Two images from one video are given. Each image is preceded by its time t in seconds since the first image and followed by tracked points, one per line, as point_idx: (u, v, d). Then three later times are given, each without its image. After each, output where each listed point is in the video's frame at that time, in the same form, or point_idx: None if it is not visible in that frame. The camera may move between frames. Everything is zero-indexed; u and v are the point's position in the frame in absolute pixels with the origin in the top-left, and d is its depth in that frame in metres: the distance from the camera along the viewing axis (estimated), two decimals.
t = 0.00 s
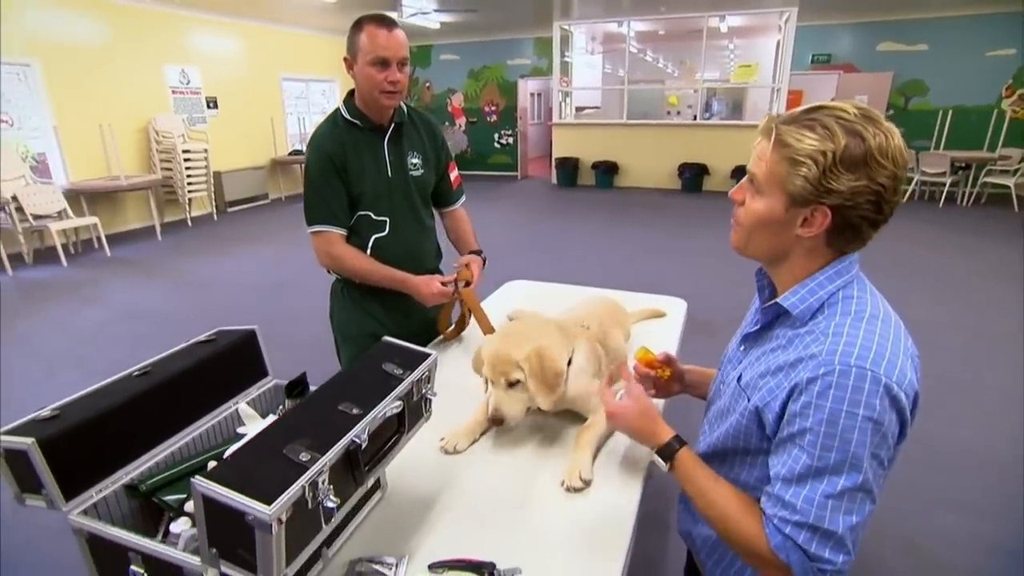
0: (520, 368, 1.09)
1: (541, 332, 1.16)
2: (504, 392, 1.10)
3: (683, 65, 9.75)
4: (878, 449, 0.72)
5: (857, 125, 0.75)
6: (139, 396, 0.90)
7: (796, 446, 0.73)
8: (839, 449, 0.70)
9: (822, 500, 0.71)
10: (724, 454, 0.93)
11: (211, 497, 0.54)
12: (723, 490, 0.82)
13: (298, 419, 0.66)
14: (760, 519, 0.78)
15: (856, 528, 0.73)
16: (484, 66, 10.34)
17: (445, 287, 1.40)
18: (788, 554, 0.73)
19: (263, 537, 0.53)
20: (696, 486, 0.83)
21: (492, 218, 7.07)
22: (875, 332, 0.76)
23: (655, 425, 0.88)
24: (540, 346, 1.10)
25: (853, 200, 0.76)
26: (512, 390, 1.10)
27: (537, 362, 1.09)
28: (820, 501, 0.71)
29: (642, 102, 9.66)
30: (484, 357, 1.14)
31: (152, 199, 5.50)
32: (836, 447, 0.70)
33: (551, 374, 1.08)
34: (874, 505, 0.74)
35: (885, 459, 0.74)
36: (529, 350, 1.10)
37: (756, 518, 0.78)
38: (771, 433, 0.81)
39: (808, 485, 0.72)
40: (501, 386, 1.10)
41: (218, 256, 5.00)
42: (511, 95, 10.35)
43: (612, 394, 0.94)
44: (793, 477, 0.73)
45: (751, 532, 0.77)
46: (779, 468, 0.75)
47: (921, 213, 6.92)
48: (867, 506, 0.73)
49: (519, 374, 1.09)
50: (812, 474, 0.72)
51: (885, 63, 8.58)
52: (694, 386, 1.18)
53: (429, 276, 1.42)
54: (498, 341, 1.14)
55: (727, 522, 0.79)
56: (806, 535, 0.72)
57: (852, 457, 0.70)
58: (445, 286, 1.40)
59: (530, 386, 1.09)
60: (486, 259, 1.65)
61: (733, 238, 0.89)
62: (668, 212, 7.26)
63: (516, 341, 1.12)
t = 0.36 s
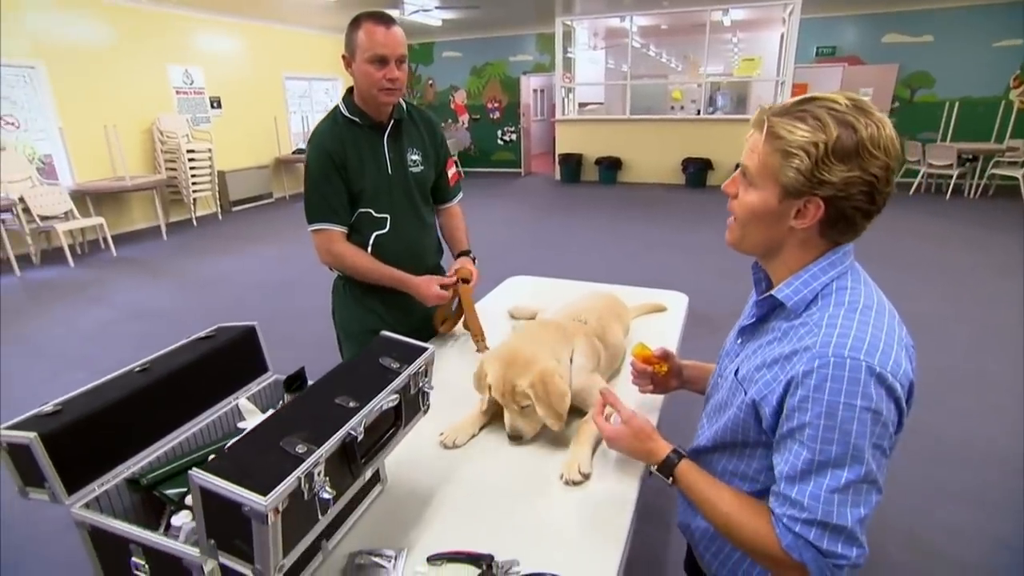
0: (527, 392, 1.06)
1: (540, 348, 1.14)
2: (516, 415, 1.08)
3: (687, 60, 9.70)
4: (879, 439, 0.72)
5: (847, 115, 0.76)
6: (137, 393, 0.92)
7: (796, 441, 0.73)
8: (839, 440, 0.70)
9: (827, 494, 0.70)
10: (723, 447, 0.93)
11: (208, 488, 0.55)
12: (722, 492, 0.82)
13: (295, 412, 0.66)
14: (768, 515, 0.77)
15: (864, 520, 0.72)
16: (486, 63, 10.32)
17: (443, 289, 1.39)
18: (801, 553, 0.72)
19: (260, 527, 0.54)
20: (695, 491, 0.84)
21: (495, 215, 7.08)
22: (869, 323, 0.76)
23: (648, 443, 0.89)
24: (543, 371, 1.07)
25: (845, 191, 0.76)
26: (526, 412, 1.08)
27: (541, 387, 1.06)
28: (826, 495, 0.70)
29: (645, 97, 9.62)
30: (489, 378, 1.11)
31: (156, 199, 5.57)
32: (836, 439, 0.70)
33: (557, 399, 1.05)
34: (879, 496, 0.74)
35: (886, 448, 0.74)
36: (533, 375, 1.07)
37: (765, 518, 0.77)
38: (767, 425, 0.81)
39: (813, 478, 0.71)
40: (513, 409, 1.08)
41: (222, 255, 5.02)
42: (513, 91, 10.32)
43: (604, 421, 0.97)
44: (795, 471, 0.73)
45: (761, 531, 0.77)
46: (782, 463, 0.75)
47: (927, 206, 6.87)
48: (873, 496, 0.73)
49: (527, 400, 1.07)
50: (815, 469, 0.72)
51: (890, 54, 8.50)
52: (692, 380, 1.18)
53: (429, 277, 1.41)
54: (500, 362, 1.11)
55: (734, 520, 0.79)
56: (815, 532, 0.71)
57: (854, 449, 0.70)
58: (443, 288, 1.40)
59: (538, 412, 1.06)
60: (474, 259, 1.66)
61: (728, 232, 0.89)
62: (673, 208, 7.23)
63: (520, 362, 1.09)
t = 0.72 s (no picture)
0: (527, 393, 1.07)
1: (540, 349, 1.14)
2: (514, 413, 1.09)
3: (692, 57, 9.66)
4: (881, 434, 0.72)
5: (844, 112, 0.76)
6: (139, 390, 0.92)
7: (797, 438, 0.73)
8: (840, 436, 0.70)
9: (830, 491, 0.70)
10: (724, 444, 0.93)
11: (207, 484, 0.55)
12: (724, 490, 0.82)
13: (294, 409, 0.67)
14: (772, 512, 0.77)
15: (869, 517, 0.72)
16: (490, 61, 10.31)
17: (446, 289, 1.39)
18: (805, 551, 0.72)
19: (258, 523, 0.55)
20: (700, 488, 0.83)
21: (499, 214, 7.08)
22: (869, 318, 0.76)
23: (654, 439, 0.88)
24: (545, 373, 1.07)
25: (843, 187, 0.76)
26: (523, 411, 1.09)
27: (542, 390, 1.06)
28: (829, 492, 0.70)
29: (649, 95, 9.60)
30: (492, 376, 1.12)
31: (162, 200, 5.63)
32: (838, 435, 0.70)
33: (556, 403, 1.06)
34: (883, 491, 0.73)
35: (889, 443, 0.74)
36: (535, 378, 1.07)
37: (769, 515, 0.77)
38: (768, 422, 0.81)
39: (816, 475, 0.71)
40: (512, 406, 1.09)
41: (226, 254, 5.05)
42: (518, 90, 10.31)
43: (610, 415, 0.95)
44: (797, 469, 0.73)
45: (766, 529, 0.76)
46: (783, 460, 0.75)
47: (933, 203, 6.83)
48: (878, 492, 0.73)
49: (525, 401, 1.07)
50: (818, 467, 0.71)
51: (896, 51, 8.44)
52: (694, 376, 1.18)
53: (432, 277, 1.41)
54: (502, 363, 1.11)
55: (737, 518, 0.79)
56: (820, 529, 0.71)
57: (856, 446, 0.70)
58: (446, 288, 1.39)
59: (535, 413, 1.06)
60: (470, 259, 1.66)
61: (728, 231, 0.89)
62: (677, 206, 7.21)
63: (521, 363, 1.09)
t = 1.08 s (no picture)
0: (526, 390, 1.07)
1: (541, 347, 1.14)
2: (512, 410, 1.09)
3: (694, 57, 9.63)
4: (881, 431, 0.72)
5: (833, 109, 0.76)
6: (140, 389, 0.93)
7: (798, 436, 0.74)
8: (841, 433, 0.70)
9: (830, 489, 0.71)
10: (725, 443, 0.94)
11: (207, 481, 0.56)
12: (725, 488, 0.82)
13: (293, 407, 0.67)
14: (774, 509, 0.77)
15: (871, 515, 0.72)
16: (493, 61, 10.31)
17: (446, 284, 1.39)
18: (806, 549, 0.72)
19: (257, 520, 0.55)
20: (707, 479, 0.83)
21: (501, 214, 7.08)
22: (870, 316, 0.76)
23: (662, 425, 0.88)
24: (545, 370, 1.07)
25: (840, 182, 0.76)
26: (519, 407, 1.09)
27: (541, 386, 1.06)
28: (829, 490, 0.71)
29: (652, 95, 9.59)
30: (490, 374, 1.12)
31: (166, 200, 5.65)
32: (839, 432, 0.70)
33: (555, 399, 1.06)
34: (884, 489, 0.73)
35: (890, 441, 0.74)
36: (535, 373, 1.07)
37: (769, 513, 0.77)
38: (769, 420, 0.81)
39: (816, 472, 0.71)
40: (508, 403, 1.09)
41: (229, 254, 5.07)
42: (520, 90, 10.31)
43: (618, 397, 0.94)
44: (797, 466, 0.73)
45: (768, 526, 0.76)
46: (784, 458, 0.75)
47: (937, 203, 6.81)
48: (878, 490, 0.73)
49: (523, 396, 1.07)
50: (817, 464, 0.72)
51: (900, 50, 8.41)
52: (695, 374, 1.18)
53: (432, 272, 1.41)
54: (501, 359, 1.12)
55: (738, 514, 0.79)
56: (820, 527, 0.71)
57: (857, 443, 0.70)
58: (446, 282, 1.39)
59: (534, 411, 1.06)
60: (470, 259, 1.66)
61: (728, 233, 0.89)
62: (679, 206, 7.21)
63: (520, 360, 1.10)
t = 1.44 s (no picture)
0: (531, 394, 1.07)
1: (543, 349, 1.15)
2: (518, 413, 1.09)
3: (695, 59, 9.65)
4: (879, 430, 0.72)
5: (823, 108, 0.77)
6: (140, 389, 0.93)
7: (795, 436, 0.74)
8: (839, 433, 0.71)
9: (828, 489, 0.71)
10: (724, 443, 0.94)
11: (208, 479, 0.56)
12: (725, 489, 0.83)
13: (294, 407, 0.68)
14: (772, 509, 0.78)
15: (868, 514, 0.72)
16: (494, 63, 10.32)
17: (446, 289, 1.40)
18: (804, 549, 0.73)
19: (259, 517, 0.55)
20: (703, 495, 0.83)
21: (501, 215, 7.09)
22: (868, 316, 0.76)
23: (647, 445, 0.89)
24: (549, 374, 1.08)
25: (836, 179, 0.77)
26: (527, 410, 1.10)
27: (547, 391, 1.07)
28: (827, 489, 0.71)
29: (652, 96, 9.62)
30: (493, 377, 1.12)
31: (167, 201, 5.67)
32: (836, 431, 0.71)
33: (560, 402, 1.07)
34: (881, 488, 0.74)
35: (888, 440, 0.74)
36: (541, 379, 1.08)
37: (766, 514, 0.78)
38: (768, 420, 0.81)
39: (814, 471, 0.72)
40: (515, 406, 1.09)
41: (230, 255, 5.07)
42: (521, 91, 10.33)
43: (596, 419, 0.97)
44: (795, 465, 0.73)
45: (765, 528, 0.77)
46: (782, 457, 0.75)
47: (937, 205, 6.81)
48: (876, 489, 0.73)
49: (529, 400, 1.08)
50: (816, 464, 0.72)
51: (901, 51, 8.42)
52: (694, 376, 1.18)
53: (431, 277, 1.43)
54: (504, 362, 1.12)
55: (735, 517, 0.80)
56: (817, 527, 0.72)
57: (854, 442, 0.71)
58: (446, 287, 1.40)
59: (539, 413, 1.07)
60: (468, 252, 1.68)
61: (727, 236, 0.90)
62: (680, 207, 7.22)
63: (524, 364, 1.10)
